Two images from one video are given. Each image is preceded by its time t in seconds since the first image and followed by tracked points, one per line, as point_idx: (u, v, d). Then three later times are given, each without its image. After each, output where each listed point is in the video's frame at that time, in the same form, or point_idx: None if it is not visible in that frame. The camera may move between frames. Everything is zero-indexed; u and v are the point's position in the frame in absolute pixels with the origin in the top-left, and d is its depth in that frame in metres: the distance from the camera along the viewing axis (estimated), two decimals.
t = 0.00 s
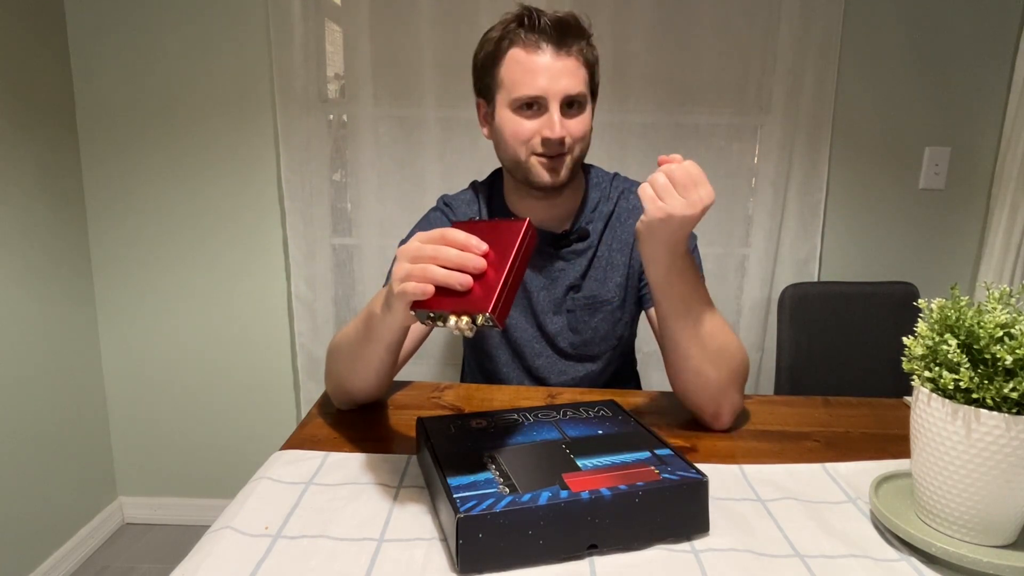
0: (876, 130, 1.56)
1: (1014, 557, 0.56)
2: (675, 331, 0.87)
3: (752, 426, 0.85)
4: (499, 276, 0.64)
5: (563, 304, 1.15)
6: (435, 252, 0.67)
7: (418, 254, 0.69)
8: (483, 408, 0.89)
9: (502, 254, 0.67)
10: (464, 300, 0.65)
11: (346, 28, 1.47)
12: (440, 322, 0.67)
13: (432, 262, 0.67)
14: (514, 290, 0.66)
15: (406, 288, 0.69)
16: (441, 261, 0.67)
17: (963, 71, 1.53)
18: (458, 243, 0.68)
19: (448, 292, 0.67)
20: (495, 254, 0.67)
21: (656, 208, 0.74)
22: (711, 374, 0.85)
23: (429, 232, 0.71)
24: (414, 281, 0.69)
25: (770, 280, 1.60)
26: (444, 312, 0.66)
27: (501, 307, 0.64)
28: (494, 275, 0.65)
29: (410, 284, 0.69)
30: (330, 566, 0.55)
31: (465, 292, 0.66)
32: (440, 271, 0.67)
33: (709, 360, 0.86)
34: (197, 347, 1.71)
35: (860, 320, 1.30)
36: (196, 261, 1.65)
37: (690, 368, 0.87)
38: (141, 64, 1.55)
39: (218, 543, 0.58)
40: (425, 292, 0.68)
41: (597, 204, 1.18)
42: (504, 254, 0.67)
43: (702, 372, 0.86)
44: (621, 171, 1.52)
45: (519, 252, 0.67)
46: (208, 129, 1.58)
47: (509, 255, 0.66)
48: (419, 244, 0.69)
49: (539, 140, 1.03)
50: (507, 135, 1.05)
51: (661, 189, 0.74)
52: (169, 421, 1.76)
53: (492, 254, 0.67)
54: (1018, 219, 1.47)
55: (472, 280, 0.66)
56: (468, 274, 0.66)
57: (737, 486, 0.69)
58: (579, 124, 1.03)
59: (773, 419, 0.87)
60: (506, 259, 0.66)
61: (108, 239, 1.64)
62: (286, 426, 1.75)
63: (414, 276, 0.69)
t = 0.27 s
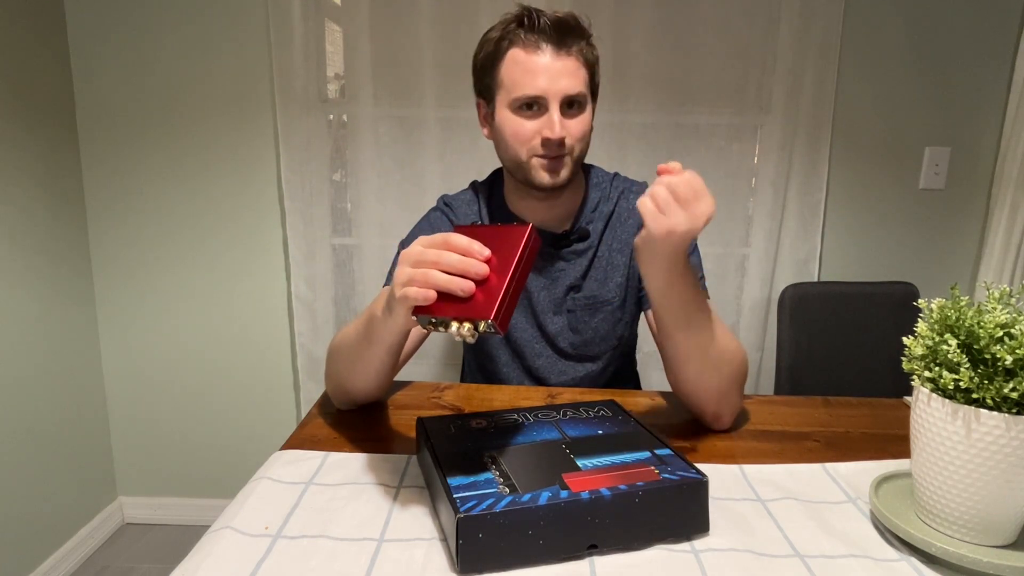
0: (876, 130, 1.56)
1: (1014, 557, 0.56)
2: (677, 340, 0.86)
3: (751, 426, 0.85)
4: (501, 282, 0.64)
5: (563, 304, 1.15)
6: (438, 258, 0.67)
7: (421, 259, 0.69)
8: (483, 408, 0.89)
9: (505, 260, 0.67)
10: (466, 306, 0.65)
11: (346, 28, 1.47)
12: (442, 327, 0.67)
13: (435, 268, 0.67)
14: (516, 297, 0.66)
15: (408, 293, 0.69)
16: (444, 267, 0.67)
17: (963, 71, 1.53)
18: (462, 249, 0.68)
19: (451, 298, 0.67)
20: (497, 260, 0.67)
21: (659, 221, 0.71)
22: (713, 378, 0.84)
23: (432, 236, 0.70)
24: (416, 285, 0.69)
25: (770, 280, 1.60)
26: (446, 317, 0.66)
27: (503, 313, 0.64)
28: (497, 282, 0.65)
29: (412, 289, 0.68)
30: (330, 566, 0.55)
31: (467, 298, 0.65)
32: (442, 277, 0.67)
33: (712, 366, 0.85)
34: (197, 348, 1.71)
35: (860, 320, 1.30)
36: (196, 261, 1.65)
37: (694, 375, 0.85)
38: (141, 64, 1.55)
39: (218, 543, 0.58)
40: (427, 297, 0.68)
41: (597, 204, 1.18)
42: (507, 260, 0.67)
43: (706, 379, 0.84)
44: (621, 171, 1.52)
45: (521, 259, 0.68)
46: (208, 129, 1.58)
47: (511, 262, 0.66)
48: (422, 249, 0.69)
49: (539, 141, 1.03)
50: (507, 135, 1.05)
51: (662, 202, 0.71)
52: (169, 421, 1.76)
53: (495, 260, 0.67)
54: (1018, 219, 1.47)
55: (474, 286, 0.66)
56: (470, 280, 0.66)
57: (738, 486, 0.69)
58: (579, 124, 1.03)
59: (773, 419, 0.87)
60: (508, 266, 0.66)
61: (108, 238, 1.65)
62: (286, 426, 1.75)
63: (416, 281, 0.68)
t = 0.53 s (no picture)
0: (876, 130, 1.56)
1: (1015, 557, 0.56)
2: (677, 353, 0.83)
3: (751, 426, 0.85)
4: (502, 288, 0.65)
5: (563, 304, 1.15)
6: (436, 262, 0.68)
7: (422, 262, 0.69)
8: (483, 408, 0.89)
9: (505, 266, 0.67)
10: (465, 310, 0.65)
11: (346, 28, 1.47)
12: (441, 331, 0.67)
13: (434, 271, 0.67)
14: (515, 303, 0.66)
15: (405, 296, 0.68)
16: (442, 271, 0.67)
17: (963, 72, 1.53)
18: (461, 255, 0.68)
19: (450, 301, 0.67)
20: (497, 265, 0.68)
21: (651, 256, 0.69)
22: (715, 384, 0.83)
23: (432, 239, 0.70)
24: (416, 289, 0.68)
25: (770, 280, 1.60)
26: (446, 321, 0.66)
27: (502, 319, 0.64)
28: (497, 287, 0.65)
29: (412, 292, 0.68)
30: (330, 566, 0.55)
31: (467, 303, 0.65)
32: (440, 281, 0.67)
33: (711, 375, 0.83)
34: (197, 348, 1.71)
35: (861, 320, 1.30)
36: (196, 261, 1.65)
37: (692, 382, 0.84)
38: (141, 64, 1.55)
39: (218, 543, 0.58)
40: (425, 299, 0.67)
41: (598, 203, 1.18)
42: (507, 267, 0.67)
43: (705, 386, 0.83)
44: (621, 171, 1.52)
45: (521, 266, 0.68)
46: (208, 129, 1.58)
47: (511, 269, 0.66)
48: (422, 252, 0.69)
49: (540, 141, 1.03)
50: (509, 136, 1.05)
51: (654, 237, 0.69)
52: (169, 421, 1.76)
53: (494, 267, 0.68)
54: (1018, 219, 1.47)
55: (474, 291, 0.66)
56: (470, 285, 0.66)
57: (738, 486, 0.69)
58: (580, 126, 1.03)
59: (773, 419, 0.87)
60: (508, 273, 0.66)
61: (108, 239, 1.65)
62: (286, 426, 1.75)
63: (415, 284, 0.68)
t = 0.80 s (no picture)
0: (876, 130, 1.56)
1: (1014, 557, 0.56)
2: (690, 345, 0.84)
3: (752, 426, 0.85)
4: (501, 286, 0.65)
5: (563, 304, 1.15)
6: (435, 260, 0.68)
7: (421, 260, 0.69)
8: (483, 408, 0.89)
9: (504, 263, 0.67)
10: (465, 309, 0.65)
11: (346, 28, 1.47)
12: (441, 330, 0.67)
13: (434, 270, 0.67)
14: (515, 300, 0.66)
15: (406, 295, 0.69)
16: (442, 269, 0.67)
17: (963, 72, 1.53)
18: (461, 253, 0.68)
19: (450, 300, 0.67)
20: (497, 263, 0.67)
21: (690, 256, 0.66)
22: (719, 382, 0.83)
23: (432, 238, 0.70)
24: (416, 288, 0.68)
25: (769, 280, 1.60)
26: (445, 320, 0.66)
27: (502, 317, 0.64)
28: (496, 285, 0.65)
29: (412, 291, 0.68)
30: (330, 566, 0.55)
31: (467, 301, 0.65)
32: (440, 280, 0.67)
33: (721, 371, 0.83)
34: (197, 348, 1.71)
35: (861, 321, 1.30)
36: (196, 261, 1.65)
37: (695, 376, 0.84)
38: (141, 64, 1.55)
39: (218, 543, 0.58)
40: (425, 299, 0.68)
41: (598, 203, 1.18)
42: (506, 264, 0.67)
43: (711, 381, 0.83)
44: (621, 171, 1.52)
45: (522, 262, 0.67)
46: (208, 129, 1.58)
47: (511, 266, 0.66)
48: (421, 250, 0.69)
49: (541, 140, 1.03)
50: (509, 134, 1.05)
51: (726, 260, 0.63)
52: (169, 421, 1.76)
53: (494, 263, 0.67)
54: (1018, 220, 1.47)
55: (474, 289, 0.66)
56: (470, 284, 0.66)
57: (738, 486, 0.69)
58: (581, 124, 1.03)
59: (773, 419, 0.87)
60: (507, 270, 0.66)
61: (108, 238, 1.65)
62: (286, 426, 1.75)
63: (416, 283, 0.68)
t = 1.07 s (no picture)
0: (876, 130, 1.56)
1: (1015, 557, 0.56)
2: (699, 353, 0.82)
3: (752, 426, 0.85)
4: (499, 280, 0.64)
5: (563, 304, 1.15)
6: (433, 256, 0.68)
7: (418, 258, 0.69)
8: (483, 408, 0.89)
9: (502, 258, 0.67)
10: (464, 305, 0.65)
11: (346, 28, 1.47)
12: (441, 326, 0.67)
13: (432, 266, 0.67)
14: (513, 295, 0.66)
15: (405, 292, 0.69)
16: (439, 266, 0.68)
17: (963, 72, 1.53)
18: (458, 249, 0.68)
19: (448, 297, 0.67)
20: (494, 258, 0.67)
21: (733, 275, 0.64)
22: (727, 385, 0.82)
23: (428, 235, 0.71)
24: (414, 285, 0.68)
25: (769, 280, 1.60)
26: (445, 316, 0.66)
27: (500, 312, 0.63)
28: (494, 280, 0.65)
29: (411, 288, 0.68)
30: (330, 566, 0.55)
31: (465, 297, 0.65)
32: (438, 276, 0.67)
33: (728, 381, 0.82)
34: (197, 348, 1.71)
35: (861, 321, 1.30)
36: (196, 261, 1.65)
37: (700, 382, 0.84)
38: (140, 64, 1.55)
39: (218, 544, 0.58)
40: (424, 297, 0.68)
41: (598, 203, 1.18)
42: (503, 258, 0.67)
43: (717, 391, 0.82)
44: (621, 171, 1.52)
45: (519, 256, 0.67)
46: (208, 129, 1.58)
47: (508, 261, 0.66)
48: (418, 248, 0.69)
49: (539, 143, 1.03)
50: (508, 137, 1.05)
51: (783, 290, 0.57)
52: (169, 421, 1.76)
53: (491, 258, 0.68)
54: (1017, 220, 1.47)
55: (472, 285, 0.66)
56: (468, 279, 0.66)
57: (738, 486, 0.69)
58: (579, 128, 1.03)
59: (773, 419, 0.87)
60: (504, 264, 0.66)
61: (108, 238, 1.64)
62: (285, 426, 1.75)
63: (414, 280, 0.68)
